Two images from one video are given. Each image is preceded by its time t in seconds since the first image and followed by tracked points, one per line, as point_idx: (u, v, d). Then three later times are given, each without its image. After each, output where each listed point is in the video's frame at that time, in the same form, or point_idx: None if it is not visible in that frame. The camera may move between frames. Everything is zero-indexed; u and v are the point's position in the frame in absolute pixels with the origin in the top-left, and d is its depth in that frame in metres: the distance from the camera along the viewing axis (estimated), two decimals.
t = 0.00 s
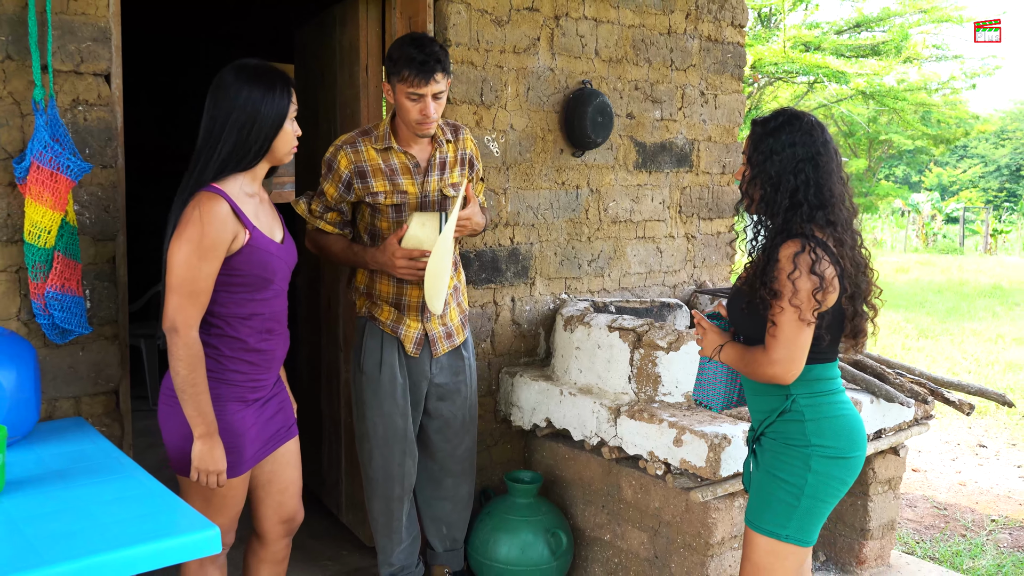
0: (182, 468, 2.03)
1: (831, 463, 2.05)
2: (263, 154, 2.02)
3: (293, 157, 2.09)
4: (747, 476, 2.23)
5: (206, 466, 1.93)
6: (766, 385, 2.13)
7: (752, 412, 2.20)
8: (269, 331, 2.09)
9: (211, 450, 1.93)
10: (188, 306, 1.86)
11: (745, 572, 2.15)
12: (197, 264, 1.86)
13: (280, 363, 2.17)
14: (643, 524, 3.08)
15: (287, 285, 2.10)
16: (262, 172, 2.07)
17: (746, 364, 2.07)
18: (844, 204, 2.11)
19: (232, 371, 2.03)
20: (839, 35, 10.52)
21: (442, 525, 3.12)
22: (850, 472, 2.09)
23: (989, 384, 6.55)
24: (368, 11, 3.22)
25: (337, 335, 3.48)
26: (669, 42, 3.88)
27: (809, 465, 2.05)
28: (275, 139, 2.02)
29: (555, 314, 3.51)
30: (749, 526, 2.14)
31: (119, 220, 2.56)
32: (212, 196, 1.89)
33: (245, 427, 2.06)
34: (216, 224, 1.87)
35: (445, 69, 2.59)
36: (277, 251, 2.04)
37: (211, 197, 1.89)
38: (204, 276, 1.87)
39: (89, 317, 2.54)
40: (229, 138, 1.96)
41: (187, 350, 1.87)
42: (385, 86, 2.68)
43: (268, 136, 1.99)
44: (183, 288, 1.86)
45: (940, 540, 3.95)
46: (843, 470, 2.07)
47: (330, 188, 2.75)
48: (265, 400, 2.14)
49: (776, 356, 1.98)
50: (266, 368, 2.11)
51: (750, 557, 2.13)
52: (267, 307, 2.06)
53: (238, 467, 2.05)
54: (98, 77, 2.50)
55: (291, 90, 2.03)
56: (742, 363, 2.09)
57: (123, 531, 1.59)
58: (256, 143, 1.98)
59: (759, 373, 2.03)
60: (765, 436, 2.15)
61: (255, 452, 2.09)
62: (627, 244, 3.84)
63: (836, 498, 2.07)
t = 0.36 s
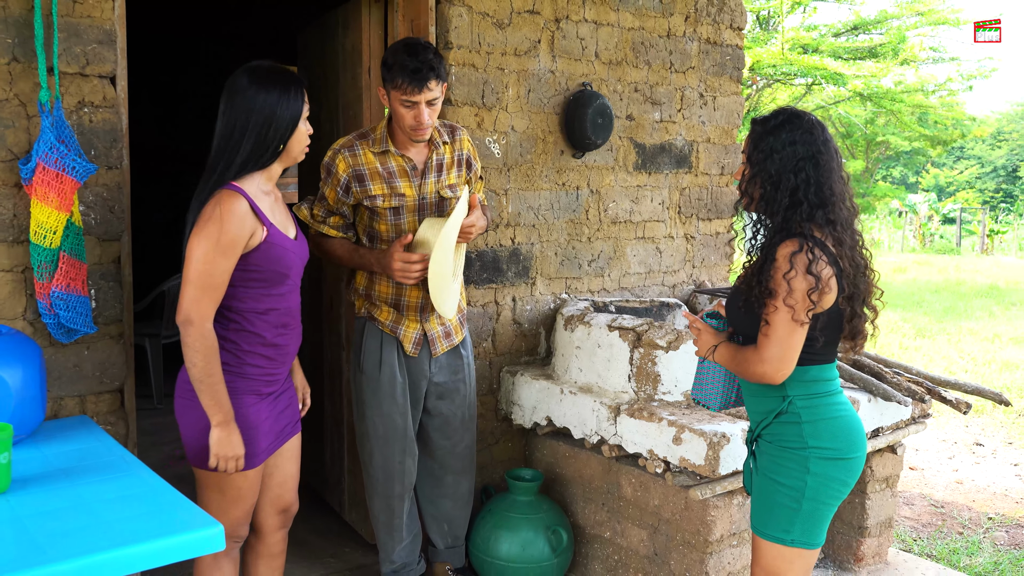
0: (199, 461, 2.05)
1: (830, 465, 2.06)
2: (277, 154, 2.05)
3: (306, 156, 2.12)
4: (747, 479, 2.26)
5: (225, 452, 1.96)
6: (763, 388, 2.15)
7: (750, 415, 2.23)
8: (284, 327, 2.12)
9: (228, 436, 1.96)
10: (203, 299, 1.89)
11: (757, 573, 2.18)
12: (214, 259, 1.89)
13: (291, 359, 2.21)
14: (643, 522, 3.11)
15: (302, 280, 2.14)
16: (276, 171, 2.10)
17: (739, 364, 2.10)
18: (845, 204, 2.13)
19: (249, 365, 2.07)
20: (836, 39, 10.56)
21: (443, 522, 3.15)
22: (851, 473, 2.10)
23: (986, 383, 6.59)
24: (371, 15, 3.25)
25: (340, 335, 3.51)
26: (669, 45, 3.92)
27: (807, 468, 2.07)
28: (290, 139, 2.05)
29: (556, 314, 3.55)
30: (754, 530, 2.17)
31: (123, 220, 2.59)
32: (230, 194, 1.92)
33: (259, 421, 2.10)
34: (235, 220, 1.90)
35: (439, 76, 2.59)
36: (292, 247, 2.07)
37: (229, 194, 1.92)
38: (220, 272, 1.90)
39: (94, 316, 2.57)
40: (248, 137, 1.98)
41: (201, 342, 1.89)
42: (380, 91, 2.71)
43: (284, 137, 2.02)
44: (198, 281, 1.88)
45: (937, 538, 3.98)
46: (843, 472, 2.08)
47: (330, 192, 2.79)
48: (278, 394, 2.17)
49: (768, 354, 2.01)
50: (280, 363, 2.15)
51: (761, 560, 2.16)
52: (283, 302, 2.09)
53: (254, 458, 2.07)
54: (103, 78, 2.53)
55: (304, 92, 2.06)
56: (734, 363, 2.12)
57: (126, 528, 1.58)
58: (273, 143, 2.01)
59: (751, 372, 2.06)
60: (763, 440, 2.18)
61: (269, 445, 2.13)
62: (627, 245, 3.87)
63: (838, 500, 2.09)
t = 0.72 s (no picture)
0: (212, 455, 2.04)
1: (829, 471, 2.07)
2: (290, 154, 2.07)
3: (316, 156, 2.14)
4: (747, 484, 2.27)
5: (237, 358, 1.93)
6: (761, 393, 2.16)
7: (749, 419, 2.24)
8: (290, 322, 2.13)
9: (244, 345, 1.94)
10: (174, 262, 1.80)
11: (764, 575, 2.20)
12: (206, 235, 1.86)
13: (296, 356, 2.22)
14: (642, 521, 3.12)
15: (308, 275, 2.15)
16: (288, 172, 2.11)
17: (738, 366, 2.11)
18: (847, 202, 2.14)
19: (255, 360, 2.07)
20: (834, 39, 10.59)
21: (443, 521, 3.16)
22: (853, 479, 2.10)
23: (983, 382, 6.61)
24: (370, 15, 3.26)
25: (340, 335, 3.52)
26: (667, 46, 3.93)
27: (807, 474, 2.08)
28: (298, 141, 2.06)
29: (555, 313, 3.56)
30: (758, 538, 2.19)
31: (124, 221, 2.59)
32: (241, 188, 1.93)
33: (267, 413, 2.10)
34: (241, 210, 1.90)
35: (440, 78, 2.61)
36: (299, 243, 2.09)
37: (240, 187, 1.93)
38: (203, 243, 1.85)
39: (95, 316, 2.58)
40: (263, 139, 1.99)
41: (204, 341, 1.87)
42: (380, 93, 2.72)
43: (295, 138, 2.04)
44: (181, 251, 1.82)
45: (935, 536, 3.99)
46: (844, 477, 2.09)
47: (329, 192, 2.79)
48: (284, 388, 2.18)
49: (765, 355, 2.02)
50: (286, 358, 2.15)
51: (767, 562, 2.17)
52: (288, 297, 2.10)
53: (265, 450, 2.08)
54: (104, 80, 2.54)
55: (311, 91, 2.07)
56: (733, 367, 2.13)
57: (129, 527, 1.59)
58: (286, 145, 2.03)
59: (749, 374, 2.07)
60: (762, 445, 2.19)
61: (279, 437, 2.13)
62: (626, 245, 3.89)
63: (840, 506, 2.09)
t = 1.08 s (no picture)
0: (198, 458, 2.04)
1: (831, 480, 2.06)
2: (282, 154, 2.07)
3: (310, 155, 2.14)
4: (749, 491, 2.27)
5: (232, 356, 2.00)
6: (763, 397, 2.16)
7: (752, 423, 2.24)
8: (284, 324, 2.13)
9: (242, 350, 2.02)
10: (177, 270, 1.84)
11: None
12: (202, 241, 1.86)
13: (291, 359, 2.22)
14: (640, 521, 3.12)
15: (303, 276, 2.15)
16: (281, 171, 2.10)
17: (737, 367, 2.11)
18: (853, 202, 2.13)
19: (247, 363, 2.06)
20: (831, 40, 10.60)
21: (442, 521, 3.16)
22: (857, 489, 2.09)
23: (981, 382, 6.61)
24: (368, 14, 3.27)
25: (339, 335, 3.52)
26: (665, 46, 3.93)
27: (808, 483, 2.07)
28: (290, 139, 2.06)
29: (554, 314, 3.56)
30: (761, 545, 2.19)
31: (122, 221, 2.59)
32: (232, 189, 1.93)
33: (259, 418, 2.10)
34: (235, 212, 1.90)
35: (447, 82, 2.62)
36: (293, 243, 2.08)
37: (231, 189, 1.93)
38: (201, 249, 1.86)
39: (92, 317, 2.57)
40: (251, 139, 1.99)
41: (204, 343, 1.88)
42: (386, 95, 2.72)
43: (286, 135, 2.03)
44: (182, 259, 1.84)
45: (933, 536, 3.99)
46: (847, 487, 2.08)
47: (335, 193, 2.79)
48: (277, 393, 2.18)
49: (765, 355, 2.01)
50: (280, 361, 2.15)
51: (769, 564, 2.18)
52: (282, 299, 2.10)
53: (255, 456, 2.08)
54: (101, 80, 2.53)
55: (305, 90, 2.07)
56: (732, 368, 2.13)
57: (127, 528, 1.59)
58: (277, 143, 2.03)
59: (746, 374, 2.07)
60: (764, 451, 2.19)
61: (269, 442, 2.13)
62: (624, 245, 3.89)
63: (843, 516, 2.08)
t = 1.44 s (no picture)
0: (188, 466, 2.05)
1: (827, 485, 2.07)
2: (273, 155, 2.06)
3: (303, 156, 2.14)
4: (745, 492, 2.27)
5: (244, 425, 1.91)
6: (762, 400, 2.15)
7: (750, 425, 2.24)
8: (276, 328, 2.13)
9: (246, 411, 1.91)
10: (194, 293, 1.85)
11: None
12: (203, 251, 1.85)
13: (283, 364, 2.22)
14: (639, 521, 3.12)
15: (294, 279, 2.15)
16: (272, 173, 2.11)
17: (737, 369, 2.10)
18: (856, 204, 2.14)
19: (240, 369, 2.07)
20: (830, 40, 10.61)
21: (443, 521, 3.16)
22: (853, 494, 2.09)
23: (980, 383, 6.62)
24: (368, 15, 3.28)
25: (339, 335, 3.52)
26: (664, 47, 3.93)
27: (804, 487, 2.07)
28: (284, 140, 2.06)
29: (553, 314, 3.56)
30: (757, 548, 2.19)
31: (121, 222, 2.59)
32: (225, 191, 1.92)
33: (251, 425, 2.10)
34: (231, 216, 1.89)
35: (457, 82, 2.63)
36: (285, 246, 2.09)
37: (224, 191, 1.92)
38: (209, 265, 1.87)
39: (91, 317, 2.57)
40: (246, 138, 1.99)
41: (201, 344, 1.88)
42: (397, 93, 2.72)
43: (280, 135, 2.03)
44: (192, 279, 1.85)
45: (932, 537, 3.99)
46: (844, 492, 2.08)
47: (343, 188, 2.78)
48: (269, 398, 2.18)
49: (764, 358, 2.01)
50: (272, 367, 2.15)
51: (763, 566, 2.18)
52: (273, 303, 2.10)
53: (246, 463, 2.09)
54: (101, 81, 2.53)
55: (301, 91, 2.07)
56: (732, 370, 2.13)
57: (126, 528, 1.58)
58: (270, 143, 2.02)
59: (745, 377, 2.07)
60: (762, 454, 2.19)
61: (260, 449, 2.14)
62: (623, 246, 3.89)
63: (839, 520, 2.09)
